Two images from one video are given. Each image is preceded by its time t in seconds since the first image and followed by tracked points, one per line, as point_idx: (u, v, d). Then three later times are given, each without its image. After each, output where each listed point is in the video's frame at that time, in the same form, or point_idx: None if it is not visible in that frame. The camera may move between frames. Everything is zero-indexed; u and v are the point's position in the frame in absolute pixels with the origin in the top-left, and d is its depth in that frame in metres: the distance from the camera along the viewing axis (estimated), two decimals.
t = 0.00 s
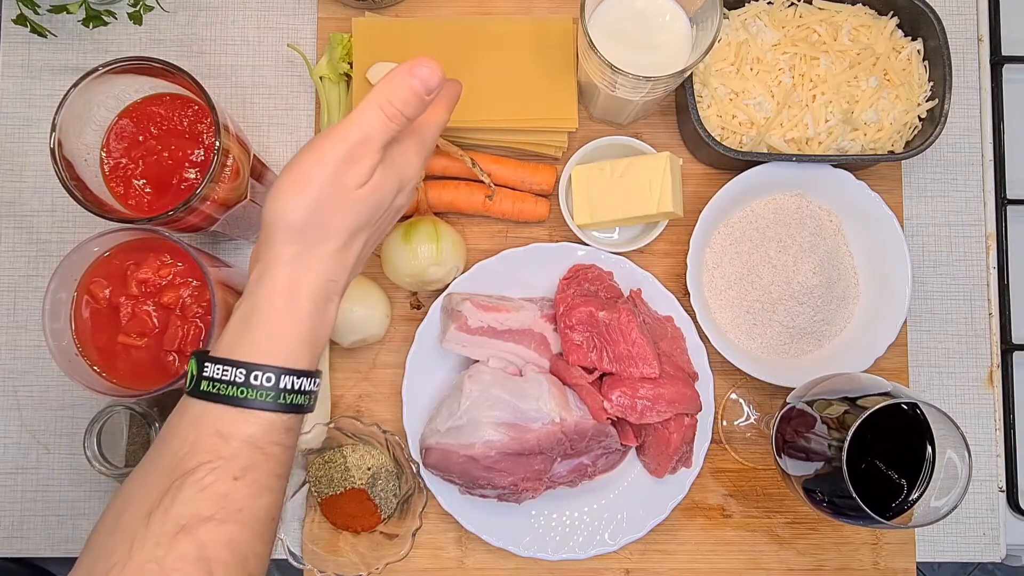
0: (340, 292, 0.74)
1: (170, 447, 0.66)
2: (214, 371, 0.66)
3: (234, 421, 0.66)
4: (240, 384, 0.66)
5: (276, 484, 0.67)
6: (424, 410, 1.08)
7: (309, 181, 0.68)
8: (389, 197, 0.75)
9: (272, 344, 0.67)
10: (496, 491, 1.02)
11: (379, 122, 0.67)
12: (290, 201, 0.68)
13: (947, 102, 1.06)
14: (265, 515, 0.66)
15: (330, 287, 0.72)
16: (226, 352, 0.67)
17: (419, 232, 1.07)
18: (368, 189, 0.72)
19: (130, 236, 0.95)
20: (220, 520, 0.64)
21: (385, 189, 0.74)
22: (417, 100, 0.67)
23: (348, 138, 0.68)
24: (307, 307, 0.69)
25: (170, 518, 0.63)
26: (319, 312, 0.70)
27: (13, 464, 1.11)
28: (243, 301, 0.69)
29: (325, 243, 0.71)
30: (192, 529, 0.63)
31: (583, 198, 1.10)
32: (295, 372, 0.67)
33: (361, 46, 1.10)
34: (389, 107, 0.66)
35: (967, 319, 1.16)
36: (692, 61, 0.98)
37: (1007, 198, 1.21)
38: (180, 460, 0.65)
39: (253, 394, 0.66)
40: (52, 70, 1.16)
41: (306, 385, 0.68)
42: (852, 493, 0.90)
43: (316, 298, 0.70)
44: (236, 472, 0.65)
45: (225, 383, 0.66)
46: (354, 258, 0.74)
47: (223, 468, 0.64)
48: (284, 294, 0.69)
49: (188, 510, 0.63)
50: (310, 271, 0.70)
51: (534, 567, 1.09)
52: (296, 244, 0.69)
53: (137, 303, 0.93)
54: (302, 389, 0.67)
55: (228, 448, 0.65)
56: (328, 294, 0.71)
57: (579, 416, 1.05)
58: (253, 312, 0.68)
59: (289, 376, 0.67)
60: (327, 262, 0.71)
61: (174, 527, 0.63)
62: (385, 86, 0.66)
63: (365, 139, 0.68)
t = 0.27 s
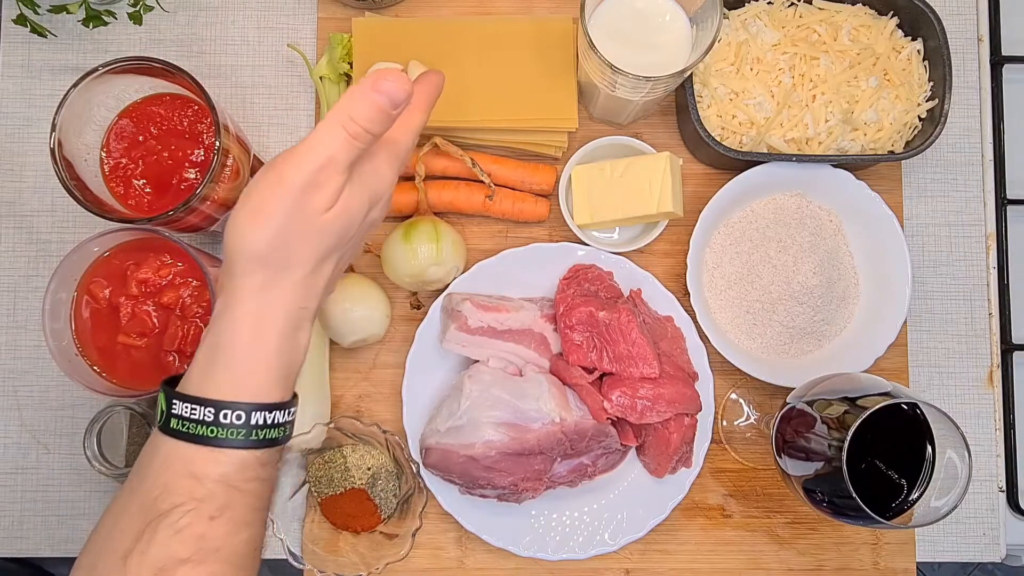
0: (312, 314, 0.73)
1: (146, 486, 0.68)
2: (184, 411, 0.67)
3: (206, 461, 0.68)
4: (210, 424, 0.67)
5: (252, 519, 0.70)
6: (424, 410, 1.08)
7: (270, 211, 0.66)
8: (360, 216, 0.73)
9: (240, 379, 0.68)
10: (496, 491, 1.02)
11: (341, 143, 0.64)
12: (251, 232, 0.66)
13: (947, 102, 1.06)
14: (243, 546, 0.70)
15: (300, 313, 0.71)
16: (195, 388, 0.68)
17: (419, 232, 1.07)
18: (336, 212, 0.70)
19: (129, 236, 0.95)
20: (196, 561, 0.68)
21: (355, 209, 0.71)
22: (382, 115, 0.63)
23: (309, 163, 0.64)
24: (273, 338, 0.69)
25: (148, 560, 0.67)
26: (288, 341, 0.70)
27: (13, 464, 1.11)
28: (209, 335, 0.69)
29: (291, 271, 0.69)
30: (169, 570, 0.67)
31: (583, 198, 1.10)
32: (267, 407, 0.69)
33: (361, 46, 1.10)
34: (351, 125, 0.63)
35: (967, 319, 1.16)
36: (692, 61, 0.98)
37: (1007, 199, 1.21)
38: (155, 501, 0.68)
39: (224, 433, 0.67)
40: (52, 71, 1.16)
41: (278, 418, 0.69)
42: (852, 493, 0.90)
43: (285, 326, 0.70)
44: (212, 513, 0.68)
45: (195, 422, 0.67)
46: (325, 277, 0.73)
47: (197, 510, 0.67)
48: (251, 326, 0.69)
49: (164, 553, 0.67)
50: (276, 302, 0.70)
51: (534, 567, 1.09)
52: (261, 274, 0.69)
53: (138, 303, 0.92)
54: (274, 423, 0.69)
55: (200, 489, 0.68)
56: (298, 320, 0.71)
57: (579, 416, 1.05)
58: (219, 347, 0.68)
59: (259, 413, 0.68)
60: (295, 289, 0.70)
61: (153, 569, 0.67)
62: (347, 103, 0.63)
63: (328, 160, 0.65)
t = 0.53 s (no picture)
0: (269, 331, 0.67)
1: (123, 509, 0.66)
2: (134, 447, 0.65)
3: (164, 498, 0.66)
4: (162, 460, 0.64)
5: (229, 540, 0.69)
6: (424, 410, 1.08)
7: (199, 233, 0.56)
8: (310, 222, 0.62)
9: (194, 409, 0.64)
10: (496, 491, 1.02)
11: (275, 150, 0.54)
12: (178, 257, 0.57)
13: (948, 102, 1.06)
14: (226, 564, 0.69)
15: (253, 332, 0.64)
16: (145, 423, 0.64)
17: (419, 232, 1.07)
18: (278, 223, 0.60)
19: (129, 236, 0.96)
20: None
21: (301, 215, 0.61)
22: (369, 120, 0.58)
23: (239, 177, 0.54)
24: (222, 363, 0.63)
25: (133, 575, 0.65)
26: (239, 363, 0.64)
27: (13, 464, 1.11)
28: (149, 366, 0.63)
29: (239, 293, 0.62)
30: None
31: (583, 198, 1.10)
32: (225, 437, 0.65)
33: (361, 46, 1.10)
34: (284, 130, 0.53)
35: (967, 319, 1.16)
36: (692, 61, 0.98)
37: (1007, 199, 1.21)
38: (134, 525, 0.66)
39: (177, 470, 0.65)
40: (52, 71, 1.16)
41: (237, 447, 0.67)
42: (852, 493, 0.90)
43: (235, 350, 0.64)
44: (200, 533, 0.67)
45: (145, 459, 0.65)
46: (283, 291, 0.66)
47: (160, 549, 0.66)
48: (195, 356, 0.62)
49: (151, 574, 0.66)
50: (219, 326, 0.63)
51: (534, 567, 1.09)
52: (200, 300, 0.61)
53: (138, 303, 0.92)
54: (232, 452, 0.66)
55: (160, 527, 0.66)
56: (251, 339, 0.64)
57: (579, 416, 1.05)
58: (163, 379, 0.63)
59: (214, 445, 0.65)
60: (243, 311, 0.63)
61: None
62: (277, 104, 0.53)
63: (265, 169, 0.55)
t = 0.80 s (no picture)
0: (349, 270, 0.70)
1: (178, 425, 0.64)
2: (227, 350, 0.63)
3: (247, 400, 0.64)
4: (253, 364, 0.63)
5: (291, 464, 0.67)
6: (424, 410, 1.08)
7: (314, 156, 0.63)
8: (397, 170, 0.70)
9: (278, 321, 0.65)
10: (496, 491, 1.02)
11: (388, 97, 0.64)
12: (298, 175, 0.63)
13: (947, 102, 1.06)
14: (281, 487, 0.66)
15: (336, 265, 0.68)
16: (239, 330, 0.64)
17: (419, 232, 1.07)
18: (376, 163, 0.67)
19: (130, 236, 0.95)
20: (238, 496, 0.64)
21: (392, 162, 0.69)
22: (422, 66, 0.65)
23: (353, 118, 0.64)
24: (318, 286, 0.66)
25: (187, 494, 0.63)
26: (328, 290, 0.67)
27: (12, 464, 1.11)
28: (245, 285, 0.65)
29: (329, 219, 0.66)
30: (209, 504, 0.63)
31: (583, 198, 1.10)
32: (306, 352, 0.65)
33: (361, 46, 1.10)
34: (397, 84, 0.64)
35: (967, 319, 1.16)
36: (692, 61, 0.98)
37: (1007, 199, 1.21)
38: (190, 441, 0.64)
39: (265, 375, 0.63)
40: (52, 71, 1.16)
41: (316, 363, 0.66)
42: (852, 493, 0.90)
43: (325, 276, 0.67)
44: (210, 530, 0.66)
45: (238, 363, 0.63)
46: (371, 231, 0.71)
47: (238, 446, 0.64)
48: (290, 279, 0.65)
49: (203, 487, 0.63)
50: (327, 249, 0.67)
51: (534, 567, 1.09)
52: (305, 223, 0.65)
53: (138, 302, 0.92)
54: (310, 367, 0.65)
55: (241, 426, 0.64)
56: (336, 271, 0.68)
57: (579, 416, 1.05)
58: (263, 297, 0.65)
59: (302, 356, 0.65)
60: (333, 240, 0.67)
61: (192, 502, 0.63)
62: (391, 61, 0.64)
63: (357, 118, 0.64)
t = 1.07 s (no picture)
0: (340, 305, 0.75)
1: (181, 447, 0.68)
2: (224, 380, 0.67)
3: (244, 426, 0.68)
4: (248, 393, 0.67)
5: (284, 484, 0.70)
6: (424, 410, 1.08)
7: (315, 202, 0.69)
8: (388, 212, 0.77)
9: (271, 356, 0.69)
10: (496, 491, 1.02)
11: (382, 146, 0.68)
12: (298, 217, 0.69)
13: (947, 102, 1.06)
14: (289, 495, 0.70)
15: (330, 300, 0.73)
16: (234, 360, 0.69)
17: (419, 232, 1.07)
18: (368, 207, 0.73)
19: (129, 236, 0.95)
20: (232, 516, 0.67)
21: (381, 207, 0.75)
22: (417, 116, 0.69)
23: (353, 163, 0.68)
24: (309, 320, 0.71)
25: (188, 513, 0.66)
26: (321, 324, 0.72)
27: (12, 464, 1.11)
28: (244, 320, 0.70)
29: (323, 259, 0.72)
30: (206, 524, 0.66)
31: (583, 198, 1.10)
32: (299, 381, 0.69)
33: (361, 46, 1.10)
34: (390, 133, 0.68)
35: (967, 319, 1.16)
36: (692, 61, 0.98)
37: (1007, 199, 1.21)
38: (194, 460, 0.67)
39: (259, 403, 0.68)
40: (52, 71, 1.16)
41: (308, 392, 0.70)
42: (852, 493, 0.90)
43: (317, 310, 0.72)
44: (217, 530, 0.66)
45: (234, 391, 0.67)
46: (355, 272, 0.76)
47: (234, 470, 0.67)
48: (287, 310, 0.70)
49: (203, 506, 0.66)
50: (319, 285, 0.72)
51: (534, 567, 1.09)
52: (302, 261, 0.71)
53: (138, 303, 0.93)
54: (304, 396, 0.70)
55: (238, 451, 0.67)
56: (329, 306, 0.73)
57: (579, 416, 1.05)
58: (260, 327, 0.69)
59: (294, 386, 0.69)
60: (328, 276, 0.72)
61: (190, 521, 0.66)
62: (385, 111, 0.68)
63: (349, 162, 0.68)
